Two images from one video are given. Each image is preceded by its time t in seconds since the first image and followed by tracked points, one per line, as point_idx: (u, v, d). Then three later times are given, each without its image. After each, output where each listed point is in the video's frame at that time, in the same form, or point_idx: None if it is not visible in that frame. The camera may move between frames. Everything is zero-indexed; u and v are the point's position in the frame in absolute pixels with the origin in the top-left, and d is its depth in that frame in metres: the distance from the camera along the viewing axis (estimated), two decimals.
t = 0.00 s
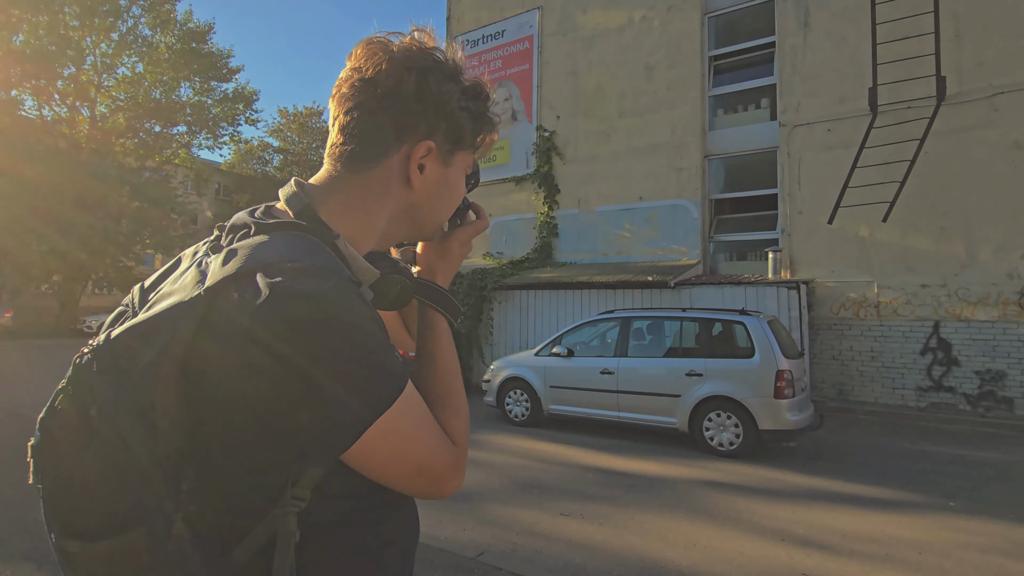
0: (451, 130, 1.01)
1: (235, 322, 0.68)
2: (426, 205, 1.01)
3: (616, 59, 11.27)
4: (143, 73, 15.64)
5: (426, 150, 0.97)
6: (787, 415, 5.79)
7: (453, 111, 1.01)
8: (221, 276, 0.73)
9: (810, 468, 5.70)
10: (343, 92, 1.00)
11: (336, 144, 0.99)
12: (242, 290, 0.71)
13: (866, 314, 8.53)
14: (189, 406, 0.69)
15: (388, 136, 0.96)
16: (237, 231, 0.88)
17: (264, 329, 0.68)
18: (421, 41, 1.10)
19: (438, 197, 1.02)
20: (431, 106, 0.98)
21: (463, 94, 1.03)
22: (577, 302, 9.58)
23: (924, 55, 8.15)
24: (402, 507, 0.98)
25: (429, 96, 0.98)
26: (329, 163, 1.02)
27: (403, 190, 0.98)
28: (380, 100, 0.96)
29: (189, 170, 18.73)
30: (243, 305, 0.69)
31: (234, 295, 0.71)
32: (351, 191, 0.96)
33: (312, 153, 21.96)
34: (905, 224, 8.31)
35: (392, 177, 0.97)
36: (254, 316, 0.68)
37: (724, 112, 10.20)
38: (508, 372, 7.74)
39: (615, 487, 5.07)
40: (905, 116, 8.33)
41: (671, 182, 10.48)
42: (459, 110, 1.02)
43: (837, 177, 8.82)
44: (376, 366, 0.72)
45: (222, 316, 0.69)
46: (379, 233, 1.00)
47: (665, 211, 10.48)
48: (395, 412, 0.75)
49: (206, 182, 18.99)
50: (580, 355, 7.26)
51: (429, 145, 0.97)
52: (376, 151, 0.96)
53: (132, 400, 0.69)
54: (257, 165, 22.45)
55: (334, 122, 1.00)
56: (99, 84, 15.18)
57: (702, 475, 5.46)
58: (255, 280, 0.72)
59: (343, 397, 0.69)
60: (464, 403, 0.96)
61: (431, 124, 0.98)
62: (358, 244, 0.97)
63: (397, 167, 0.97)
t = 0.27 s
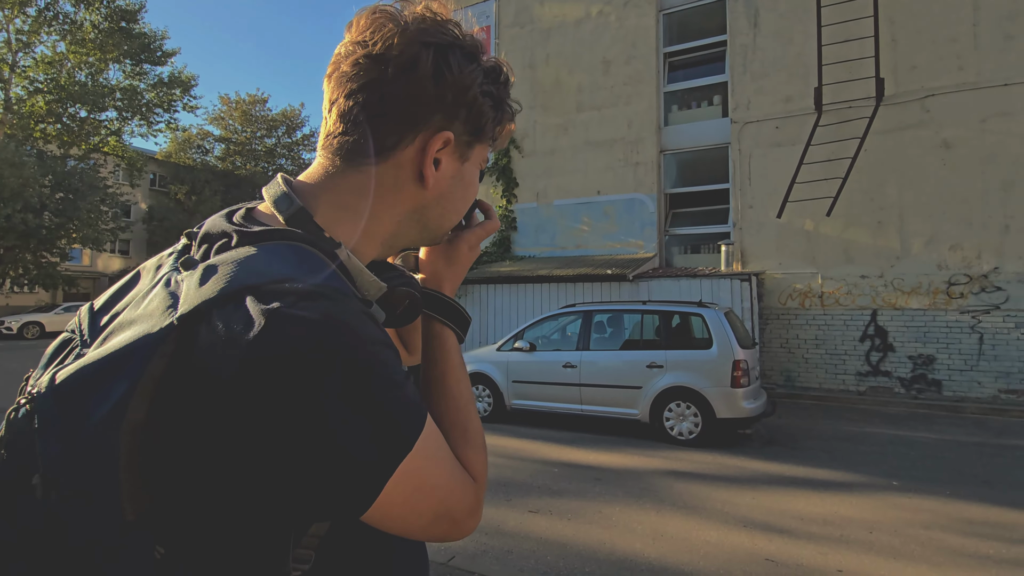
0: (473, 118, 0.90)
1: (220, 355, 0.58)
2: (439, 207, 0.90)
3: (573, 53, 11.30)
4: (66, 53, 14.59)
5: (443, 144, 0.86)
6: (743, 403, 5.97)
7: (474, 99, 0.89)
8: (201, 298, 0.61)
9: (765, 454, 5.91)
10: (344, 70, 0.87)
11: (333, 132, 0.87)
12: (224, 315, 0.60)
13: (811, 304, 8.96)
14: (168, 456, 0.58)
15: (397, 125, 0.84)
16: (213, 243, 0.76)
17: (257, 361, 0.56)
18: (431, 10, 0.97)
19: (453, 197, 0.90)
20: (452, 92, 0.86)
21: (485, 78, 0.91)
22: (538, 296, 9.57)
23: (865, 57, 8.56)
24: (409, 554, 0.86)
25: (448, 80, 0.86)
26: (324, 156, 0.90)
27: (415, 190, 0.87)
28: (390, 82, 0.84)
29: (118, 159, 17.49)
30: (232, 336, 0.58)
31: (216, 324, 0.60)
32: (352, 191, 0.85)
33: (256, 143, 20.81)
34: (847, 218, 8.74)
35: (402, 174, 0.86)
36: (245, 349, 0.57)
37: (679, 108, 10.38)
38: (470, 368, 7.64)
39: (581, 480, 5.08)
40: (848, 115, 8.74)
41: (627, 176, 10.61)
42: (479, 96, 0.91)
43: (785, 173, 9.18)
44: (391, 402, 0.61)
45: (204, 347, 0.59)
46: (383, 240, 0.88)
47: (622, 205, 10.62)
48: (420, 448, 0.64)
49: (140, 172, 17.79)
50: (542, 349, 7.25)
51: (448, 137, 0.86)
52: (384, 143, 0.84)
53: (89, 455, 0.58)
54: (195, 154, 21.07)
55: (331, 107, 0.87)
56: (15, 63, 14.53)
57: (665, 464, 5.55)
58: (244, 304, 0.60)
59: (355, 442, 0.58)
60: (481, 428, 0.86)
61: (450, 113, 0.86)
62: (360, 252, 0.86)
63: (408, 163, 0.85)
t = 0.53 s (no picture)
0: (475, 112, 0.85)
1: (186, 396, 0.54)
2: (436, 209, 0.84)
3: (539, 51, 11.28)
4: None
5: (444, 138, 0.80)
6: (707, 400, 6.08)
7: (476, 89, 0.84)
8: (155, 328, 0.57)
9: (726, 448, 6.06)
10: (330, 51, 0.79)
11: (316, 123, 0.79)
12: (187, 346, 0.56)
13: (768, 302, 9.25)
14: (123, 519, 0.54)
15: (394, 114, 0.77)
16: (168, 250, 0.70)
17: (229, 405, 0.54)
18: None
19: (450, 198, 0.85)
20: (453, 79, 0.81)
21: (490, 62, 0.87)
22: (504, 294, 9.49)
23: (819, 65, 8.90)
24: None
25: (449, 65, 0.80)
26: (303, 149, 0.82)
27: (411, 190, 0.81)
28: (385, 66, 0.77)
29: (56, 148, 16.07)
30: (202, 375, 0.54)
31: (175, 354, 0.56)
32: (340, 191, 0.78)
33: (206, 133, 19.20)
34: (802, 220, 9.06)
35: (396, 173, 0.79)
36: (224, 387, 0.54)
37: (643, 108, 10.48)
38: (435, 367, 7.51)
39: (549, 479, 5.05)
40: (803, 120, 9.07)
41: (592, 175, 10.68)
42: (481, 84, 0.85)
43: (744, 175, 9.45)
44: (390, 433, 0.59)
45: (162, 384, 0.55)
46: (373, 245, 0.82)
47: (587, 203, 10.68)
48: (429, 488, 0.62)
49: (78, 161, 16.58)
50: (509, 348, 7.19)
51: (449, 130, 0.80)
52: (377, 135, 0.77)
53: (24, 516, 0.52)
54: (140, 144, 19.07)
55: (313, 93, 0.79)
56: None
57: (631, 462, 5.60)
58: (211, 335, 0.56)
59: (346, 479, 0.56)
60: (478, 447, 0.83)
61: (450, 103, 0.81)
62: (346, 261, 0.80)
63: (404, 160, 0.79)
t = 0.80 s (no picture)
0: (482, 73, 0.78)
1: (143, 442, 0.44)
2: (448, 188, 0.75)
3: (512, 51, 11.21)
4: None
5: (454, 100, 0.72)
6: (678, 403, 6.12)
7: (481, 45, 0.78)
8: (103, 357, 0.45)
9: (697, 451, 6.10)
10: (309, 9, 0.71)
11: (296, 95, 0.70)
12: (158, 382, 0.45)
13: (735, 305, 9.42)
14: None
15: (393, 69, 0.69)
16: (117, 244, 0.59)
17: (222, 458, 0.44)
18: None
19: (462, 170, 0.77)
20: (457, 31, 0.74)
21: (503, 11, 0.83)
22: (475, 297, 9.38)
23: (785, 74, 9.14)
24: None
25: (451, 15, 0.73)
26: (278, 126, 0.72)
27: (420, 166, 0.72)
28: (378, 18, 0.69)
29: None
30: (173, 417, 0.44)
31: (139, 390, 0.45)
32: (335, 171, 0.68)
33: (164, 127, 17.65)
34: (769, 224, 9.28)
35: (402, 143, 0.70)
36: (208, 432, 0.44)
37: (614, 112, 10.56)
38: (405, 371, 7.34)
39: (522, 485, 4.97)
40: (769, 127, 9.30)
41: (564, 177, 10.68)
42: (486, 43, 0.79)
43: (713, 180, 9.61)
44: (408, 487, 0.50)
45: (108, 427, 0.44)
46: (379, 235, 0.72)
47: (559, 205, 10.66)
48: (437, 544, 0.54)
49: (20, 153, 15.47)
50: (481, 351, 7.08)
51: (460, 87, 0.72)
52: (373, 96, 0.68)
53: None
54: (92, 136, 17.88)
55: (291, 62, 0.70)
56: None
57: (605, 466, 5.56)
58: (191, 372, 0.45)
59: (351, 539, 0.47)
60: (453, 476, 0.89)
61: (456, 57, 0.73)
62: (347, 259, 0.69)
63: (410, 129, 0.70)
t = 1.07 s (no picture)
0: (444, 50, 0.76)
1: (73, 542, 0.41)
2: (417, 185, 0.73)
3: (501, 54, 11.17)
4: None
5: (411, 85, 0.70)
6: (668, 409, 6.10)
7: (438, 16, 0.75)
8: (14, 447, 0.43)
9: (687, 456, 6.10)
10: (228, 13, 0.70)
11: (231, 108, 0.68)
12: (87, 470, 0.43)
13: (722, 309, 9.48)
14: None
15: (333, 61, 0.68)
16: (21, 295, 0.58)
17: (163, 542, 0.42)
18: None
19: (435, 154, 0.75)
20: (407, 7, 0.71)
21: None
22: (463, 301, 9.30)
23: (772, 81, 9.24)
24: None
25: None
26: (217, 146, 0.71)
27: (382, 165, 0.70)
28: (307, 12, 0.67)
29: None
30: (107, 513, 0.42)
31: (82, 495, 0.43)
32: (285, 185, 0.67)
33: (143, 125, 17.96)
34: (756, 230, 9.35)
35: (359, 142, 0.69)
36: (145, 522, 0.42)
37: (603, 116, 10.58)
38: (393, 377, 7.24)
39: (513, 493, 4.90)
40: (757, 134, 9.38)
41: (553, 181, 10.66)
42: (446, 9, 0.76)
43: (701, 185, 9.67)
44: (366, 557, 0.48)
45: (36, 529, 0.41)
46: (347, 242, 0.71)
47: (548, 209, 10.64)
48: None
49: None
50: (470, 357, 7.01)
51: (420, 66, 0.70)
52: (311, 95, 0.68)
53: None
54: (68, 134, 17.29)
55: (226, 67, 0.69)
56: None
57: (595, 472, 5.52)
58: (117, 468, 0.43)
59: None
60: None
61: (409, 36, 0.71)
62: (307, 278, 0.68)
63: (364, 126, 0.68)
